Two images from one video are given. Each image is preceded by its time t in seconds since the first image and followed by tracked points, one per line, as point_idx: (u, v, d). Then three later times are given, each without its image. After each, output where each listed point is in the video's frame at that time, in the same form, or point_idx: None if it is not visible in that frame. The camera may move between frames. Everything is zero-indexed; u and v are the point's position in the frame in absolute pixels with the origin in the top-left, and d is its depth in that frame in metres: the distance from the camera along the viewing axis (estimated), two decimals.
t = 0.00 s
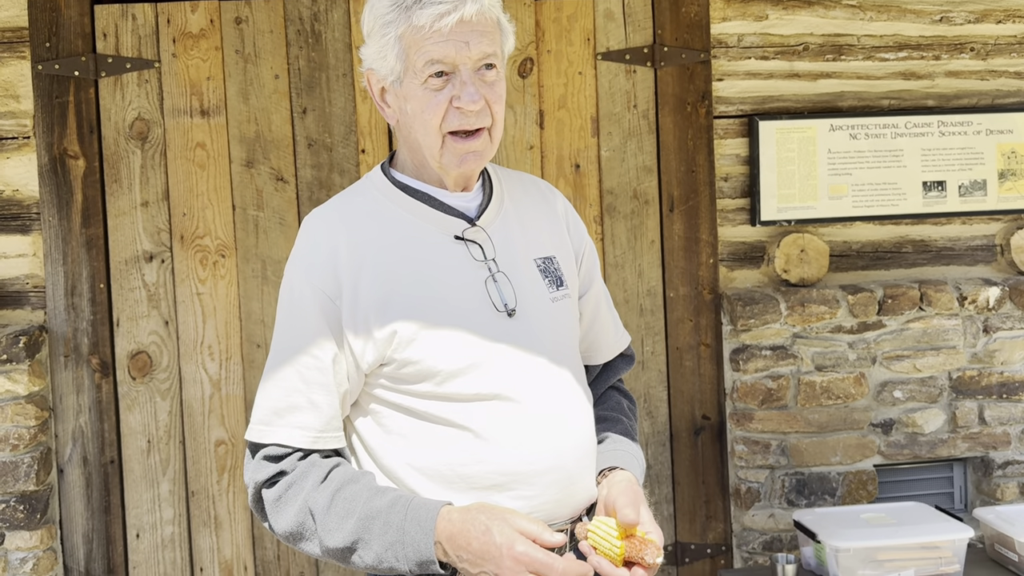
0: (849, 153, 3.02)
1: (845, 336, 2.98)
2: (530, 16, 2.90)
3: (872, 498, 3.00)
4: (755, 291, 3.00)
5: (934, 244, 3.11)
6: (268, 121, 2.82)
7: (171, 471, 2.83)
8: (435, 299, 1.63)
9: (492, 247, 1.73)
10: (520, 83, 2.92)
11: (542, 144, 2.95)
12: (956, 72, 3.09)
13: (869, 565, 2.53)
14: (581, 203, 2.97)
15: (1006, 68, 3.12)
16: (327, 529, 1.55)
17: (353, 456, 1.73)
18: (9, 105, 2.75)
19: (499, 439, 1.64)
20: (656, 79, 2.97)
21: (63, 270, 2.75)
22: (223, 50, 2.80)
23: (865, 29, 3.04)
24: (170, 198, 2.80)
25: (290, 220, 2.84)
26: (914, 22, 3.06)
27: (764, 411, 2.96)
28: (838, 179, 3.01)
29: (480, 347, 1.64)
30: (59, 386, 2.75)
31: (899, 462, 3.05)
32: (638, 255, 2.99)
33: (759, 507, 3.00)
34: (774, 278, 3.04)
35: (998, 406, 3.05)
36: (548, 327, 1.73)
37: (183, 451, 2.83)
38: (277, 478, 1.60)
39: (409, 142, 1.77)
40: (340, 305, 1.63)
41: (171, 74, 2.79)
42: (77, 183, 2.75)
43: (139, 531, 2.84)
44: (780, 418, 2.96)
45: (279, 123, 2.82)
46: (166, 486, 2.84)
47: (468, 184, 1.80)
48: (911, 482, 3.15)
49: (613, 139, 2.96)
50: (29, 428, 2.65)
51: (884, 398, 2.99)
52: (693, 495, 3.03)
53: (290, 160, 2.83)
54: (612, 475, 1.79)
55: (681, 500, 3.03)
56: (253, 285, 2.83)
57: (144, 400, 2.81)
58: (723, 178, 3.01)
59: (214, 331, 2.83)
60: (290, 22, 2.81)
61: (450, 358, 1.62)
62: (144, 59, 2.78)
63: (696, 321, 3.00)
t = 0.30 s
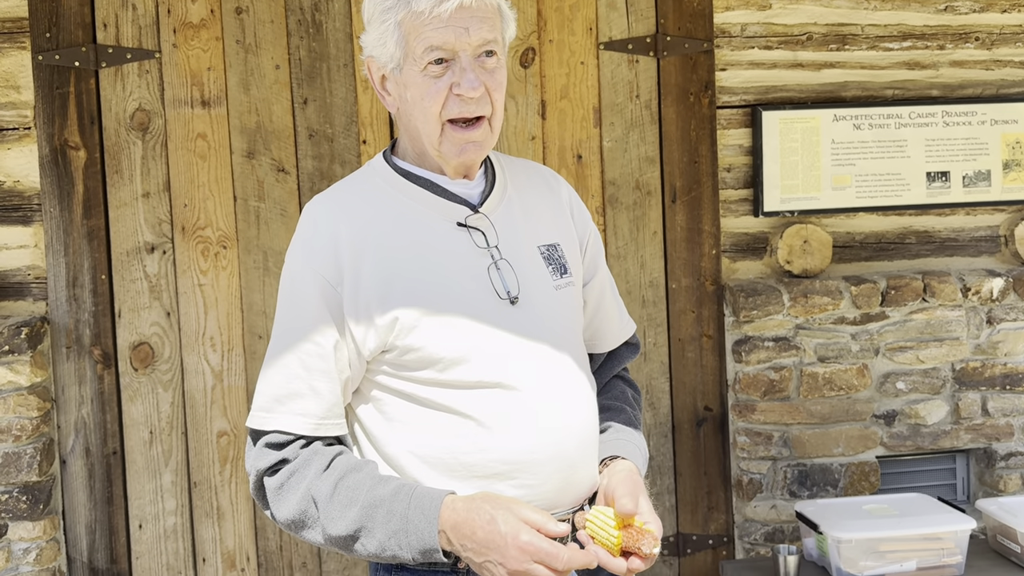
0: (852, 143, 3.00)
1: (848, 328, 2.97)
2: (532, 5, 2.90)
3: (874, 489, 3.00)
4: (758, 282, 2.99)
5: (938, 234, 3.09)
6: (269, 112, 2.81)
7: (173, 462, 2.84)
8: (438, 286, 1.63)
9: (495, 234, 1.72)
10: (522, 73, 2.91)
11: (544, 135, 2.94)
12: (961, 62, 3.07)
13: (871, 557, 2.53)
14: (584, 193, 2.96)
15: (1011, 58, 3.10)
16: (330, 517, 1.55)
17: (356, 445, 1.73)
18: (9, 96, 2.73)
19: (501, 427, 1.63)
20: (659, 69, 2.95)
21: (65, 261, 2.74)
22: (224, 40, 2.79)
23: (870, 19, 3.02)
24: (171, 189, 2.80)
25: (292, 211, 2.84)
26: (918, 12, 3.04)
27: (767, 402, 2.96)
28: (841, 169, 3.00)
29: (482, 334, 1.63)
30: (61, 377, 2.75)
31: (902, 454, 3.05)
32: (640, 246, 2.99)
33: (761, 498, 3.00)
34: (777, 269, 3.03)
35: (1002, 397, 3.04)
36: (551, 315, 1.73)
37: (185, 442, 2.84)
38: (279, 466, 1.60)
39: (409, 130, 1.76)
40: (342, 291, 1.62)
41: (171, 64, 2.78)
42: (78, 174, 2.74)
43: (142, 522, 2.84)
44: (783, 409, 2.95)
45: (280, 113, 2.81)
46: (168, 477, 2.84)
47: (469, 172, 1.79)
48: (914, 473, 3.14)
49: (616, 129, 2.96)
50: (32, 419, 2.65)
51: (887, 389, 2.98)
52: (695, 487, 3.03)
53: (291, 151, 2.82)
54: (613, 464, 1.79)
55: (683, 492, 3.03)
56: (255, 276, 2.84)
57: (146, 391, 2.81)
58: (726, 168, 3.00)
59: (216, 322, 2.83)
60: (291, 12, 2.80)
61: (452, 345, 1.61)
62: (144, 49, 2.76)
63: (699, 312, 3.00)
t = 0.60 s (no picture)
0: (858, 135, 2.99)
1: (853, 320, 2.97)
2: None
3: (879, 481, 3.00)
4: (763, 274, 2.99)
5: (944, 227, 3.08)
6: (274, 104, 2.81)
7: (179, 453, 2.85)
8: (446, 277, 1.63)
9: (504, 226, 1.72)
10: (527, 64, 2.91)
11: (548, 126, 2.93)
12: (968, 53, 3.06)
13: (876, 549, 2.53)
14: (588, 185, 2.96)
15: (1018, 49, 3.08)
16: (339, 507, 1.55)
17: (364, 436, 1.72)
18: (14, 88, 2.73)
19: (509, 419, 1.63)
20: (665, 61, 2.94)
21: (71, 253, 2.75)
22: (229, 32, 2.78)
23: (876, 10, 3.00)
24: (177, 181, 2.80)
25: (296, 203, 2.84)
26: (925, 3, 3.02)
27: (771, 395, 2.96)
28: (847, 160, 2.99)
29: (491, 325, 1.63)
30: (67, 368, 2.76)
31: (907, 446, 3.04)
32: (645, 238, 2.99)
33: (766, 491, 3.00)
34: (782, 261, 3.03)
35: (1007, 389, 3.03)
36: (559, 307, 1.73)
37: (191, 433, 2.85)
38: (289, 456, 1.60)
39: (417, 122, 1.75)
40: (350, 283, 1.62)
41: (176, 56, 2.78)
42: (83, 165, 2.75)
43: (148, 513, 2.86)
44: (788, 401, 2.95)
45: (285, 105, 2.81)
46: (174, 469, 2.85)
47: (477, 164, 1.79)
48: (918, 465, 3.14)
49: (621, 121, 2.95)
50: (38, 410, 2.66)
51: (892, 381, 2.98)
52: (699, 479, 3.04)
53: (296, 143, 2.82)
54: (619, 456, 1.80)
55: (687, 484, 3.04)
56: (260, 268, 2.84)
57: (152, 382, 2.82)
58: (731, 160, 2.99)
59: (222, 314, 2.84)
60: (296, 3, 2.80)
61: (461, 336, 1.61)
62: (149, 41, 2.76)
63: (703, 304, 3.00)
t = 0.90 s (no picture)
0: (863, 127, 2.98)
1: (858, 313, 2.96)
2: None
3: (883, 474, 3.00)
4: (767, 267, 2.99)
5: (949, 219, 3.08)
6: (278, 97, 2.81)
7: (185, 445, 2.86)
8: (448, 270, 1.63)
9: (506, 219, 1.72)
10: (531, 57, 2.91)
11: (553, 119, 2.93)
12: (974, 46, 3.05)
13: (880, 541, 2.54)
14: (592, 178, 2.96)
15: None
16: (330, 491, 1.55)
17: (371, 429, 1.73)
18: (19, 81, 2.74)
19: (512, 408, 1.63)
20: (670, 53, 2.94)
21: (76, 246, 2.75)
22: (233, 25, 2.79)
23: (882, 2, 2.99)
24: (181, 173, 2.81)
25: (301, 196, 2.84)
26: None
27: (775, 387, 2.96)
28: (852, 153, 2.98)
29: (493, 318, 1.64)
30: (73, 361, 2.77)
31: (910, 439, 3.04)
32: (649, 231, 2.99)
33: (769, 483, 3.01)
34: (787, 254, 3.02)
35: (1012, 382, 3.03)
36: (562, 299, 1.73)
37: (196, 425, 2.86)
38: (292, 444, 1.62)
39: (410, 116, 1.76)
40: (354, 277, 1.62)
41: (181, 49, 2.78)
42: (89, 158, 2.75)
43: (154, 504, 2.87)
44: (792, 394, 2.95)
45: (289, 98, 2.81)
46: (180, 460, 2.86)
47: (472, 155, 1.79)
48: (922, 458, 3.14)
49: (625, 114, 2.95)
50: (44, 402, 2.67)
51: (896, 374, 2.98)
52: (703, 472, 3.04)
53: (300, 136, 2.82)
54: (624, 446, 1.79)
55: (690, 477, 3.05)
56: (265, 261, 2.84)
57: (157, 374, 2.83)
58: (736, 153, 2.99)
59: (226, 307, 2.84)
60: None
61: (463, 328, 1.62)
62: (154, 34, 2.77)
63: (707, 297, 3.00)
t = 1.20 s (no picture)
0: (867, 121, 2.98)
1: (860, 307, 2.97)
2: None
3: (886, 468, 3.01)
4: (771, 261, 2.99)
5: (952, 214, 3.07)
6: (282, 91, 2.81)
7: (189, 438, 2.87)
8: (444, 264, 1.59)
9: (504, 213, 1.67)
10: (535, 51, 2.90)
11: (556, 113, 2.93)
12: (978, 40, 3.04)
13: (883, 535, 2.54)
14: (596, 172, 2.96)
15: None
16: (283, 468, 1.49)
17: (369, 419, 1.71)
18: (24, 75, 2.74)
19: (506, 403, 1.59)
20: (673, 47, 2.94)
21: (81, 240, 2.76)
22: (237, 19, 2.79)
23: None
24: (186, 167, 2.81)
25: (305, 190, 2.85)
26: None
27: (778, 381, 2.96)
28: (856, 147, 2.98)
29: (488, 314, 1.59)
30: (78, 354, 2.78)
31: (913, 433, 3.05)
32: (652, 226, 2.99)
33: (773, 477, 3.01)
34: (791, 248, 3.03)
35: (1015, 377, 3.03)
36: (561, 295, 1.68)
37: (201, 419, 2.87)
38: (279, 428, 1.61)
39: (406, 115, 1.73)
40: (351, 271, 1.61)
41: (185, 43, 2.79)
42: (93, 152, 2.76)
43: (159, 497, 2.88)
44: (795, 388, 2.96)
45: (293, 92, 2.82)
46: (185, 454, 2.88)
47: (469, 151, 1.74)
48: (925, 452, 3.15)
49: (629, 108, 2.95)
50: (49, 395, 2.68)
51: (899, 368, 2.98)
52: (706, 465, 3.05)
53: (304, 130, 2.83)
54: (619, 441, 1.76)
55: (693, 470, 3.06)
56: (269, 255, 2.85)
57: (162, 368, 2.84)
58: (740, 147, 2.99)
59: (230, 301, 2.85)
60: None
61: (457, 323, 1.58)
62: (158, 28, 2.77)
63: (711, 292, 3.01)
